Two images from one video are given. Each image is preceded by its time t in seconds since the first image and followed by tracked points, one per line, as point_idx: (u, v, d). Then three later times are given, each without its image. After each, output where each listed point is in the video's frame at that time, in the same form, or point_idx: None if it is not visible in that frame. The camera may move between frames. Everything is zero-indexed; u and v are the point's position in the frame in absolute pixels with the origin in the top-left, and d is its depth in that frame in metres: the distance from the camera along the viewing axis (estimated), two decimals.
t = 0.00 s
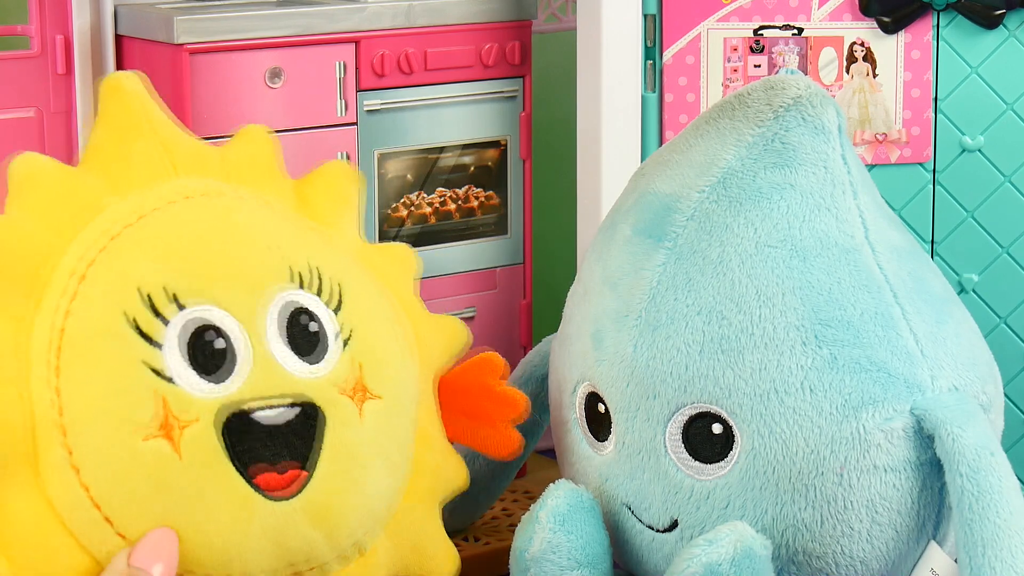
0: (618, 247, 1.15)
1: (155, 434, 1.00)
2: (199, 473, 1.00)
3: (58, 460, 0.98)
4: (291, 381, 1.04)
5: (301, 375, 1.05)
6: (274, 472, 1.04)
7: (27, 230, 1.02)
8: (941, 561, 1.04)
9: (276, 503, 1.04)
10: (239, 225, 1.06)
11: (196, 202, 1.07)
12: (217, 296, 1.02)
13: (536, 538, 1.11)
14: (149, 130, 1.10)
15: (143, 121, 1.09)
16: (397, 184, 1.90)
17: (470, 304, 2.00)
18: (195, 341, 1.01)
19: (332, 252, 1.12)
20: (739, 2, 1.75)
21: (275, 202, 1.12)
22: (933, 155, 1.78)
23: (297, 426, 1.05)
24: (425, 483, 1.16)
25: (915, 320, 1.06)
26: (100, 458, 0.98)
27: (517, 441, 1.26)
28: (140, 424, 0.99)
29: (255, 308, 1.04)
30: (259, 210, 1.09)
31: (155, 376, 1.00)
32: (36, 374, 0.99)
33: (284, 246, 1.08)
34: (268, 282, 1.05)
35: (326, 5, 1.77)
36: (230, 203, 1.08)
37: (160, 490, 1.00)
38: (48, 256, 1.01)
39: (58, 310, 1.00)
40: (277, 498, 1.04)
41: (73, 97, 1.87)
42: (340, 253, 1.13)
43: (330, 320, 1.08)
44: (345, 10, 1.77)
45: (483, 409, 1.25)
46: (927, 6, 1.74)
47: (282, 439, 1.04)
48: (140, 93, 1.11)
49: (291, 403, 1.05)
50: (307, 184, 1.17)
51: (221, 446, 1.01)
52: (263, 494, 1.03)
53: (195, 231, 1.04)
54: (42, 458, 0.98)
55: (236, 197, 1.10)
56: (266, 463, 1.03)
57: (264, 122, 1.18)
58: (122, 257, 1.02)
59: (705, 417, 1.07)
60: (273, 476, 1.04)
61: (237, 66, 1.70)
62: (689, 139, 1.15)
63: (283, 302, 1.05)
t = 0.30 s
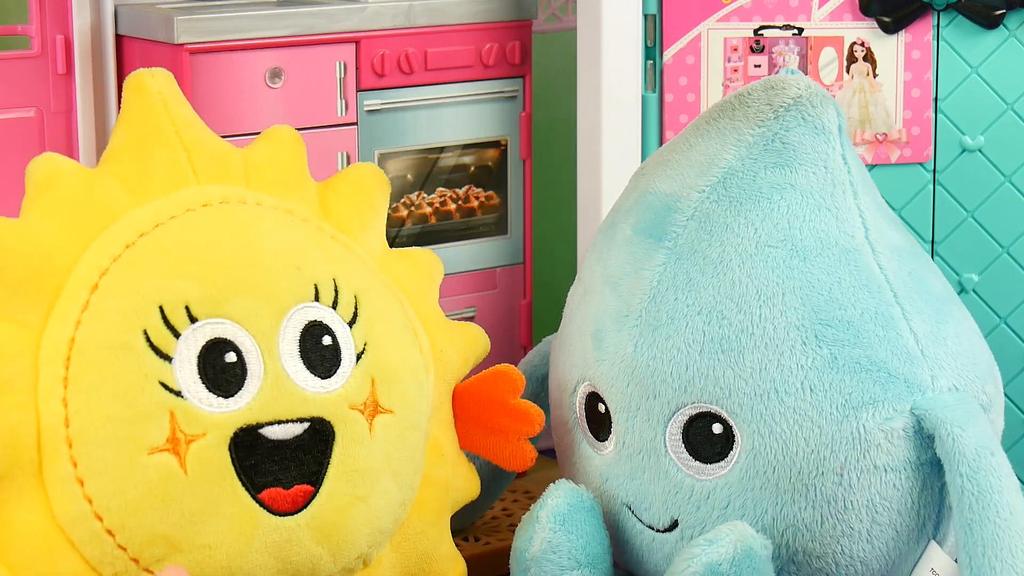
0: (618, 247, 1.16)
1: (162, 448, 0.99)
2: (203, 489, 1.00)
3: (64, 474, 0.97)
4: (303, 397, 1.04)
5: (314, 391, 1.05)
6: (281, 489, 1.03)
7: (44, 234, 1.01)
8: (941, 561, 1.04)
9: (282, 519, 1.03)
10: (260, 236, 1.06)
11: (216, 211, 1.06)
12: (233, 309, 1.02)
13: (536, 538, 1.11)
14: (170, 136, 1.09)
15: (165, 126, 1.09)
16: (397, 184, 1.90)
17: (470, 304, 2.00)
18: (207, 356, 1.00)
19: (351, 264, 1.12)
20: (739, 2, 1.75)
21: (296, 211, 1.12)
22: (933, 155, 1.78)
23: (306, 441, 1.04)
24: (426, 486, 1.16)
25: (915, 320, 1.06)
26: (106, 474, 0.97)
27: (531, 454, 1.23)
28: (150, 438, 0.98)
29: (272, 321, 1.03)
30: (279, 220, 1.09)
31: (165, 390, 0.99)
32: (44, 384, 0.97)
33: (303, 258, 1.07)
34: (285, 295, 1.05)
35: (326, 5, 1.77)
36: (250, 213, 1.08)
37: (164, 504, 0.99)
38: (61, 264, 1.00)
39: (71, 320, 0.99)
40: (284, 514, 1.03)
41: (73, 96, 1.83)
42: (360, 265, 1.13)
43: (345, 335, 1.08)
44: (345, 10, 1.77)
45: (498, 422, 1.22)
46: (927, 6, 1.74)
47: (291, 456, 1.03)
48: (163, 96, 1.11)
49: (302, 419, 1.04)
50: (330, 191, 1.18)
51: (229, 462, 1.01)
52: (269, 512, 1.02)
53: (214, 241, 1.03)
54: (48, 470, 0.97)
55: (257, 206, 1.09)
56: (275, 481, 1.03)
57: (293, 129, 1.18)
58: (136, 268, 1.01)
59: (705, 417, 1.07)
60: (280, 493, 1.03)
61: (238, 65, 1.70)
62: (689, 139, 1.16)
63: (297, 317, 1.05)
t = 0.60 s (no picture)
0: (612, 248, 1.17)
1: (162, 448, 0.99)
2: (203, 489, 1.00)
3: (64, 475, 0.97)
4: (303, 398, 1.04)
5: (314, 391, 1.05)
6: (280, 489, 1.03)
7: (44, 234, 1.01)
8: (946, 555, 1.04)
9: (283, 519, 1.03)
10: (260, 236, 1.06)
11: (216, 211, 1.07)
12: (234, 309, 1.02)
13: (539, 541, 1.11)
14: (170, 136, 1.10)
15: (166, 125, 1.10)
16: (397, 184, 1.90)
17: (470, 304, 2.01)
18: (207, 356, 1.01)
19: (351, 264, 1.12)
20: (739, 2, 1.75)
21: (296, 211, 1.12)
22: (933, 155, 1.78)
23: (307, 441, 1.04)
24: (426, 486, 1.16)
25: (909, 315, 1.07)
26: (106, 474, 0.97)
27: (530, 454, 1.22)
28: (150, 439, 0.98)
29: (273, 321, 1.03)
30: (280, 220, 1.09)
31: (165, 391, 0.99)
32: (44, 384, 0.97)
33: (303, 258, 1.07)
34: (286, 295, 1.05)
35: (326, 5, 1.77)
36: (251, 213, 1.08)
37: (164, 504, 0.99)
38: (61, 264, 1.00)
39: (71, 319, 0.99)
40: (284, 514, 1.03)
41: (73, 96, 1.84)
42: (360, 266, 1.13)
43: (345, 334, 1.08)
44: (345, 10, 1.77)
45: (498, 422, 1.22)
46: (927, 6, 1.74)
47: (291, 456, 1.03)
48: (164, 96, 1.11)
49: (302, 419, 1.04)
50: (330, 190, 1.18)
51: (229, 462, 1.01)
52: (270, 512, 1.03)
53: (214, 242, 1.04)
54: (47, 471, 0.97)
55: (258, 206, 1.09)
56: (274, 481, 1.03)
57: (293, 130, 1.19)
58: (136, 269, 1.01)
59: (706, 415, 1.06)
60: (280, 493, 1.03)
61: (238, 65, 1.70)
62: (679, 140, 1.17)
63: (297, 317, 1.05)
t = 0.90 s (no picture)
0: (595, 256, 1.16)
1: (162, 448, 0.99)
2: (203, 489, 1.00)
3: (64, 475, 0.97)
4: (303, 398, 1.04)
5: (314, 391, 1.05)
6: (280, 489, 1.03)
7: (44, 234, 1.01)
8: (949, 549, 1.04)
9: (283, 519, 1.03)
10: (260, 236, 1.06)
11: (216, 211, 1.07)
12: (234, 309, 1.02)
13: (537, 536, 1.11)
14: (170, 136, 1.09)
15: (166, 125, 1.10)
16: (397, 184, 1.90)
17: (470, 304, 2.00)
18: (207, 356, 1.01)
19: (351, 264, 1.12)
20: (738, 2, 1.75)
21: (296, 212, 1.12)
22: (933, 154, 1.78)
23: (306, 441, 1.04)
24: (426, 486, 1.16)
25: (894, 320, 1.06)
26: (106, 474, 0.97)
27: (530, 455, 1.21)
28: (150, 438, 0.98)
29: (273, 322, 1.03)
30: (280, 220, 1.09)
31: (165, 391, 0.99)
32: (44, 384, 0.97)
33: (303, 258, 1.07)
34: (286, 296, 1.05)
35: (326, 5, 1.77)
36: (250, 213, 1.08)
37: (164, 504, 0.99)
38: (61, 264, 1.00)
39: (71, 319, 0.99)
40: (284, 514, 1.03)
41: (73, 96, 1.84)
42: (360, 266, 1.13)
43: (345, 334, 1.08)
44: (345, 10, 1.77)
45: (499, 422, 1.21)
46: (927, 6, 1.74)
47: (291, 456, 1.03)
48: (164, 96, 1.11)
49: (302, 419, 1.04)
50: (330, 190, 1.18)
51: (229, 462, 1.01)
52: (270, 512, 1.03)
53: (214, 242, 1.04)
54: (47, 471, 0.97)
55: (257, 206, 1.09)
56: (274, 481, 1.03)
57: (293, 129, 1.19)
58: (136, 269, 1.01)
59: (689, 424, 1.07)
60: (280, 493, 1.03)
61: (238, 65, 1.70)
62: (663, 145, 1.16)
63: (297, 317, 1.05)
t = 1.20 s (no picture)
0: (727, 201, 1.14)
1: (162, 448, 0.99)
2: (204, 489, 1.00)
3: (63, 475, 0.97)
4: (303, 398, 1.04)
5: (314, 391, 1.05)
6: (280, 489, 1.03)
7: (44, 234, 1.01)
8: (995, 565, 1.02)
9: (283, 519, 1.03)
10: (260, 236, 1.06)
11: (216, 211, 1.07)
12: (234, 309, 1.02)
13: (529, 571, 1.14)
14: (171, 136, 1.10)
15: (166, 125, 1.09)
16: (397, 184, 1.90)
17: (470, 304, 1.99)
18: (207, 356, 1.01)
19: (351, 263, 1.12)
20: (738, 2, 1.75)
21: (296, 211, 1.12)
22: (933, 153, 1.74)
23: (306, 441, 1.04)
24: (426, 486, 1.16)
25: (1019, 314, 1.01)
26: (106, 474, 0.97)
27: (530, 454, 1.22)
28: (150, 438, 0.98)
29: (273, 322, 1.03)
30: (280, 220, 1.09)
31: (165, 391, 0.99)
32: (44, 385, 0.97)
33: (303, 258, 1.07)
34: (286, 296, 1.05)
35: (325, 5, 1.77)
36: (251, 213, 1.08)
37: (164, 504, 0.99)
38: (61, 264, 1.00)
39: (71, 319, 0.99)
40: (284, 514, 1.03)
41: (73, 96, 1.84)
42: (360, 266, 1.13)
43: (345, 334, 1.08)
44: (345, 10, 1.77)
45: (498, 422, 1.22)
46: (927, 6, 1.75)
47: (291, 456, 1.03)
48: (164, 95, 1.11)
49: (301, 418, 1.04)
50: (330, 190, 1.18)
51: (229, 462, 1.01)
52: (270, 512, 1.03)
53: (215, 242, 1.04)
54: (47, 471, 0.97)
55: (258, 206, 1.09)
56: (274, 481, 1.03)
57: (293, 129, 1.18)
58: (136, 269, 1.01)
59: (801, 366, 1.04)
60: (280, 493, 1.03)
61: (238, 65, 1.70)
62: (807, 113, 1.14)
63: (297, 317, 1.05)
